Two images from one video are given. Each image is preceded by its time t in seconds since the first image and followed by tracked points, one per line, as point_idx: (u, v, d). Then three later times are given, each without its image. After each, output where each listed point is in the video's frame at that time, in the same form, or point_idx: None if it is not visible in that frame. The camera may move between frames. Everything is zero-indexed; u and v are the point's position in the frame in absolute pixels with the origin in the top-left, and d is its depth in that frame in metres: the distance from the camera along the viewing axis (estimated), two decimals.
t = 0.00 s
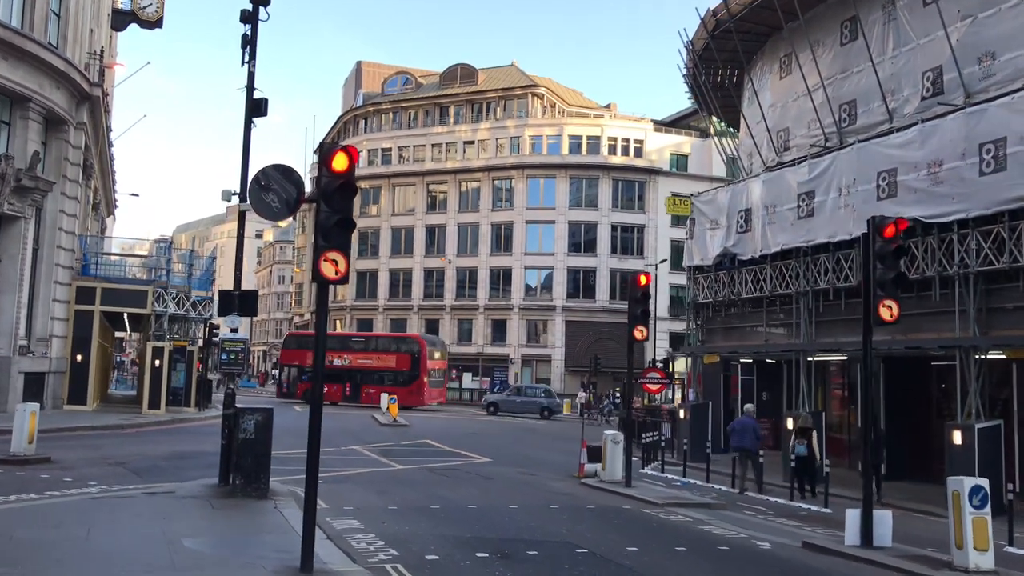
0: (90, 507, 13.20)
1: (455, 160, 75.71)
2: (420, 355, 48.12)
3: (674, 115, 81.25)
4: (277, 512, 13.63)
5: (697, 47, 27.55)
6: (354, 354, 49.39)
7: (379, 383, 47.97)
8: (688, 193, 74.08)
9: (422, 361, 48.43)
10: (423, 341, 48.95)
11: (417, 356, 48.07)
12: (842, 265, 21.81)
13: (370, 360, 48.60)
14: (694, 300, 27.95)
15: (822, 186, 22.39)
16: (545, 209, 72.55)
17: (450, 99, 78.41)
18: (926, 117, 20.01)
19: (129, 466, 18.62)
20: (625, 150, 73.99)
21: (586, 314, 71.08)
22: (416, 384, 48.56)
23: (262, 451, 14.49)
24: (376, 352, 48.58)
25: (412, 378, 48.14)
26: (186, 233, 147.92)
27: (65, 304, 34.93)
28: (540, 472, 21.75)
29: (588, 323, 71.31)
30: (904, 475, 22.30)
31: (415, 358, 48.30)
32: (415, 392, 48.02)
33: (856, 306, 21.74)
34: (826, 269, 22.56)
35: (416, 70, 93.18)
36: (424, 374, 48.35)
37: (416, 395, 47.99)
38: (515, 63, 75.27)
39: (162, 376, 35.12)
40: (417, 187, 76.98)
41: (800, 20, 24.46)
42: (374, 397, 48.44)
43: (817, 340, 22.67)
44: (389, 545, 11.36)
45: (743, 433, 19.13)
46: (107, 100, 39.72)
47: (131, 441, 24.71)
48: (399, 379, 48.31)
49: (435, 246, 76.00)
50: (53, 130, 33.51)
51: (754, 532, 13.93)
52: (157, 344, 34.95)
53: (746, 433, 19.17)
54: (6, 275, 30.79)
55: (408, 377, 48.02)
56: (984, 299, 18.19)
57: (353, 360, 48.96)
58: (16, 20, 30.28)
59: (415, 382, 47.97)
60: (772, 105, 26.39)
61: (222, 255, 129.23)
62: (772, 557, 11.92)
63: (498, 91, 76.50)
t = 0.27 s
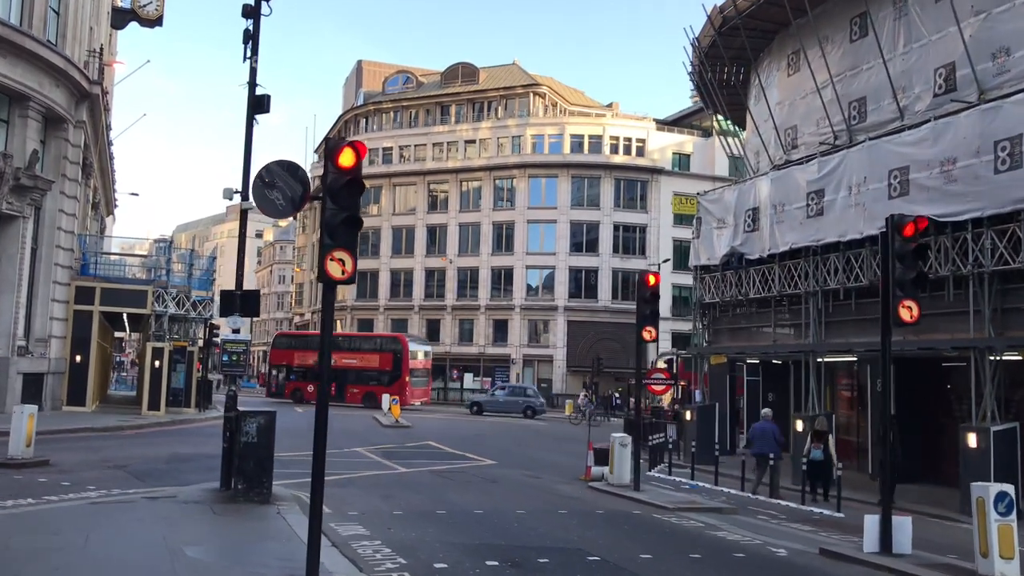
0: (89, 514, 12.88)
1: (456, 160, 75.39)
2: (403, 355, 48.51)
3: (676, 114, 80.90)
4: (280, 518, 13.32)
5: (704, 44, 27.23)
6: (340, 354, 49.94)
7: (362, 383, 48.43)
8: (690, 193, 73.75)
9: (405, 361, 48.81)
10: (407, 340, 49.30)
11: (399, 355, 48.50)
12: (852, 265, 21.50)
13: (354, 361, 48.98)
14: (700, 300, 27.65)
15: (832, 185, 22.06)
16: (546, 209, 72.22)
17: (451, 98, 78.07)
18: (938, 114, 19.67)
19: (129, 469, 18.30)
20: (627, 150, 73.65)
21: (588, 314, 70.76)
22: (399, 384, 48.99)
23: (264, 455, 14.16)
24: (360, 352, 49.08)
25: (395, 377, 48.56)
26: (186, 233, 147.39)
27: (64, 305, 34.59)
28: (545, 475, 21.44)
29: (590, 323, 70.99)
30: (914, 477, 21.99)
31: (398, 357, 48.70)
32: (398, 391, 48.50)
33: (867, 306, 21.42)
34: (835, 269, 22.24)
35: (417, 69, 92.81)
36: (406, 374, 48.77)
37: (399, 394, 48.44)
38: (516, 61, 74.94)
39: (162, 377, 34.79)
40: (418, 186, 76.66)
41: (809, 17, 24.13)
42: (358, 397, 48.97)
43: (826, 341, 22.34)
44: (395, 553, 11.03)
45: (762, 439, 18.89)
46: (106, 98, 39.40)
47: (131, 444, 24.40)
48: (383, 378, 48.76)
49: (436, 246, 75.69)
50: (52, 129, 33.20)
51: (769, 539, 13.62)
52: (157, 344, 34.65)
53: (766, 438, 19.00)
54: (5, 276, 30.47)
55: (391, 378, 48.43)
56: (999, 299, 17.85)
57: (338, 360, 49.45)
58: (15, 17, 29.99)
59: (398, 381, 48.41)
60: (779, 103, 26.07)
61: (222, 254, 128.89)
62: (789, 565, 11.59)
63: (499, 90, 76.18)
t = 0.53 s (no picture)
0: (93, 515, 12.62)
1: (458, 159, 75.14)
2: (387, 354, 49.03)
3: (679, 113, 80.65)
4: (288, 519, 13.06)
5: (711, 40, 27.00)
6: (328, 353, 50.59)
7: (348, 382, 48.84)
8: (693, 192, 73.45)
9: (390, 359, 49.37)
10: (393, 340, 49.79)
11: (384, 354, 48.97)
12: (864, 263, 21.24)
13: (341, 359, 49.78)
14: (708, 298, 27.38)
15: (844, 182, 21.78)
16: (549, 208, 71.95)
17: (453, 97, 77.81)
18: (952, 109, 19.41)
19: (132, 469, 18.04)
20: (630, 149, 73.36)
21: (591, 314, 70.47)
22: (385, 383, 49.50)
23: (270, 455, 13.89)
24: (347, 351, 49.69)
25: (380, 376, 49.05)
26: (187, 233, 147.14)
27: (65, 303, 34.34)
28: (553, 475, 21.19)
29: (593, 323, 70.70)
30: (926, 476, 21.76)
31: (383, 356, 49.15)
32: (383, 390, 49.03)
33: (879, 304, 21.15)
34: (846, 267, 21.97)
35: (419, 67, 92.53)
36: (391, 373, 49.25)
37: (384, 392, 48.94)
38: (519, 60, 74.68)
39: (164, 376, 34.56)
40: (420, 185, 76.43)
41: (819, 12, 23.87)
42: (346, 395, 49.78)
43: (837, 339, 22.06)
44: (407, 555, 10.77)
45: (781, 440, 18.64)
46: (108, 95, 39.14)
47: (134, 443, 24.15)
48: (369, 377, 49.27)
49: (438, 245, 75.44)
50: (54, 126, 32.96)
51: (786, 541, 13.35)
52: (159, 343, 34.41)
53: (784, 435, 18.87)
54: (5, 274, 30.22)
55: (376, 375, 48.97)
56: (1016, 297, 17.58)
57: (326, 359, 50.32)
58: (17, 13, 29.77)
59: (383, 380, 48.90)
60: (788, 99, 25.81)
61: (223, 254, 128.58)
62: (809, 567, 11.33)
63: (501, 88, 75.92)
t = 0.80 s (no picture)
0: (97, 518, 12.33)
1: (460, 158, 74.88)
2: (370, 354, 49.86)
3: (682, 113, 80.37)
4: (296, 523, 12.77)
5: (719, 37, 26.73)
6: (316, 353, 51.78)
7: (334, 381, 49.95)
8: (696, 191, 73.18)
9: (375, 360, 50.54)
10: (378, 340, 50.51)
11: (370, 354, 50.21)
12: (876, 262, 20.96)
13: (327, 359, 51.04)
14: (716, 298, 27.10)
15: (855, 180, 21.51)
16: (552, 208, 71.68)
17: (455, 96, 77.53)
18: (966, 106, 19.11)
19: (135, 471, 17.77)
20: (633, 148, 73.08)
21: (594, 314, 70.19)
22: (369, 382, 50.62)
23: (277, 457, 13.60)
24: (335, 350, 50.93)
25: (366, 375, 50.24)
26: (189, 232, 146.91)
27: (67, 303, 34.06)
28: (561, 477, 20.92)
29: (596, 322, 70.43)
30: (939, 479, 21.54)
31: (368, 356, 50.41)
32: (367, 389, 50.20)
33: (893, 304, 20.88)
34: (858, 266, 21.70)
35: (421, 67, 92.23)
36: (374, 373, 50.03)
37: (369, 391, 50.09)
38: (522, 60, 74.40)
39: (166, 376, 34.28)
40: (422, 185, 76.18)
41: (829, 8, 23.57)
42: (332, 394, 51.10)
43: (849, 340, 21.77)
44: (419, 560, 10.49)
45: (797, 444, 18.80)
46: (110, 93, 38.85)
47: (137, 444, 23.88)
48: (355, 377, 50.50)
49: (440, 245, 75.17)
50: (55, 124, 32.68)
51: (804, 545, 13.05)
52: (161, 343, 34.12)
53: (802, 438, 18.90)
54: (7, 273, 29.94)
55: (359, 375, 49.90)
56: None
57: (313, 359, 51.60)
58: (18, 10, 29.47)
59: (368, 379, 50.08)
60: (797, 97, 25.52)
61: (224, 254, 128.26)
62: (830, 573, 11.05)
63: (504, 88, 75.62)
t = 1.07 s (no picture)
0: (98, 521, 12.09)
1: (462, 158, 74.67)
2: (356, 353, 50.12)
3: (684, 113, 80.17)
4: (301, 526, 12.53)
5: (725, 35, 26.51)
6: (305, 352, 51.86)
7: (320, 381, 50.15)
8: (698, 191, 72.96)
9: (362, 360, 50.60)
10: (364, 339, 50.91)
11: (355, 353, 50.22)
12: (886, 261, 20.75)
13: (316, 358, 51.13)
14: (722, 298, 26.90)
15: (864, 179, 21.28)
16: (553, 207, 71.45)
17: (457, 96, 77.30)
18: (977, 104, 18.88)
19: (137, 472, 17.55)
20: (634, 148, 72.82)
21: (596, 314, 69.95)
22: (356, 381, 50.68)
23: (281, 459, 13.37)
24: (322, 350, 50.96)
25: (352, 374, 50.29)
26: (189, 232, 146.69)
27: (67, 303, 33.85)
28: (566, 479, 20.69)
29: (598, 322, 70.19)
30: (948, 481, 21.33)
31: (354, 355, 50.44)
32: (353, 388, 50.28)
33: (902, 304, 20.66)
34: (867, 266, 21.50)
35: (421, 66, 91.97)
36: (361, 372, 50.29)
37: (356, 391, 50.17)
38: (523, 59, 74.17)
39: (167, 377, 34.07)
40: (423, 185, 76.00)
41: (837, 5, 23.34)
42: (320, 393, 51.16)
43: (857, 340, 21.55)
44: (428, 565, 10.25)
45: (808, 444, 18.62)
46: (111, 92, 38.63)
47: (138, 445, 23.64)
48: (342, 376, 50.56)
49: (441, 245, 74.95)
50: (56, 123, 32.47)
51: (819, 549, 12.80)
52: (162, 343, 33.89)
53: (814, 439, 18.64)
54: (7, 272, 29.72)
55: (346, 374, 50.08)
56: None
57: (302, 359, 51.59)
58: (18, 8, 29.25)
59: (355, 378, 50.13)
60: (804, 95, 25.29)
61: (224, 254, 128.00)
62: None
63: (505, 87, 75.38)
